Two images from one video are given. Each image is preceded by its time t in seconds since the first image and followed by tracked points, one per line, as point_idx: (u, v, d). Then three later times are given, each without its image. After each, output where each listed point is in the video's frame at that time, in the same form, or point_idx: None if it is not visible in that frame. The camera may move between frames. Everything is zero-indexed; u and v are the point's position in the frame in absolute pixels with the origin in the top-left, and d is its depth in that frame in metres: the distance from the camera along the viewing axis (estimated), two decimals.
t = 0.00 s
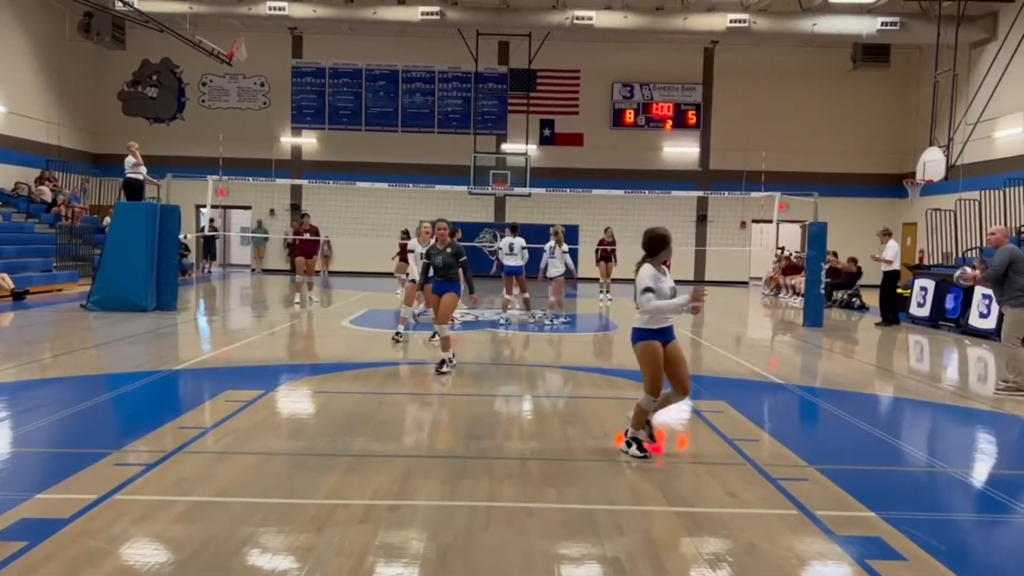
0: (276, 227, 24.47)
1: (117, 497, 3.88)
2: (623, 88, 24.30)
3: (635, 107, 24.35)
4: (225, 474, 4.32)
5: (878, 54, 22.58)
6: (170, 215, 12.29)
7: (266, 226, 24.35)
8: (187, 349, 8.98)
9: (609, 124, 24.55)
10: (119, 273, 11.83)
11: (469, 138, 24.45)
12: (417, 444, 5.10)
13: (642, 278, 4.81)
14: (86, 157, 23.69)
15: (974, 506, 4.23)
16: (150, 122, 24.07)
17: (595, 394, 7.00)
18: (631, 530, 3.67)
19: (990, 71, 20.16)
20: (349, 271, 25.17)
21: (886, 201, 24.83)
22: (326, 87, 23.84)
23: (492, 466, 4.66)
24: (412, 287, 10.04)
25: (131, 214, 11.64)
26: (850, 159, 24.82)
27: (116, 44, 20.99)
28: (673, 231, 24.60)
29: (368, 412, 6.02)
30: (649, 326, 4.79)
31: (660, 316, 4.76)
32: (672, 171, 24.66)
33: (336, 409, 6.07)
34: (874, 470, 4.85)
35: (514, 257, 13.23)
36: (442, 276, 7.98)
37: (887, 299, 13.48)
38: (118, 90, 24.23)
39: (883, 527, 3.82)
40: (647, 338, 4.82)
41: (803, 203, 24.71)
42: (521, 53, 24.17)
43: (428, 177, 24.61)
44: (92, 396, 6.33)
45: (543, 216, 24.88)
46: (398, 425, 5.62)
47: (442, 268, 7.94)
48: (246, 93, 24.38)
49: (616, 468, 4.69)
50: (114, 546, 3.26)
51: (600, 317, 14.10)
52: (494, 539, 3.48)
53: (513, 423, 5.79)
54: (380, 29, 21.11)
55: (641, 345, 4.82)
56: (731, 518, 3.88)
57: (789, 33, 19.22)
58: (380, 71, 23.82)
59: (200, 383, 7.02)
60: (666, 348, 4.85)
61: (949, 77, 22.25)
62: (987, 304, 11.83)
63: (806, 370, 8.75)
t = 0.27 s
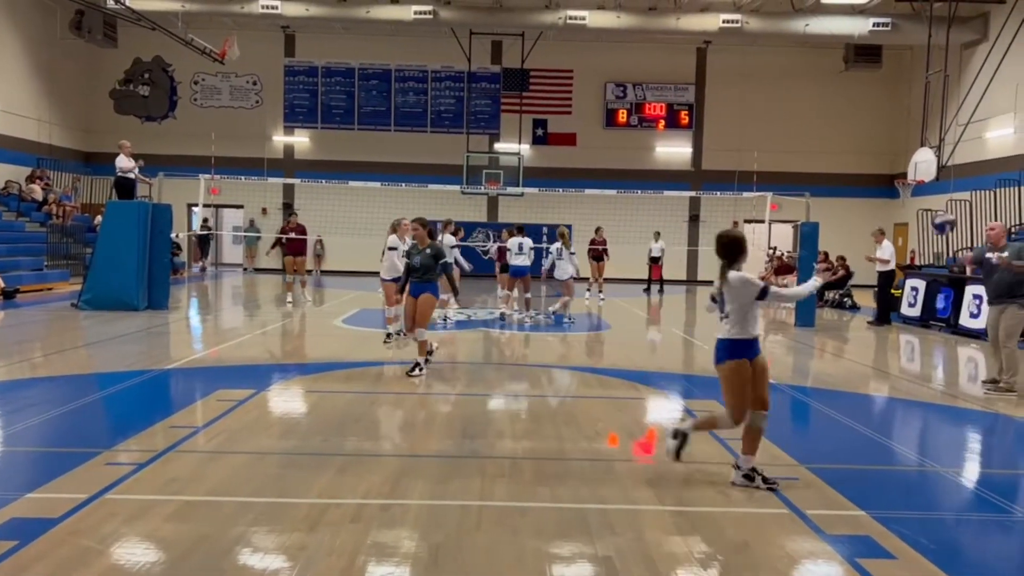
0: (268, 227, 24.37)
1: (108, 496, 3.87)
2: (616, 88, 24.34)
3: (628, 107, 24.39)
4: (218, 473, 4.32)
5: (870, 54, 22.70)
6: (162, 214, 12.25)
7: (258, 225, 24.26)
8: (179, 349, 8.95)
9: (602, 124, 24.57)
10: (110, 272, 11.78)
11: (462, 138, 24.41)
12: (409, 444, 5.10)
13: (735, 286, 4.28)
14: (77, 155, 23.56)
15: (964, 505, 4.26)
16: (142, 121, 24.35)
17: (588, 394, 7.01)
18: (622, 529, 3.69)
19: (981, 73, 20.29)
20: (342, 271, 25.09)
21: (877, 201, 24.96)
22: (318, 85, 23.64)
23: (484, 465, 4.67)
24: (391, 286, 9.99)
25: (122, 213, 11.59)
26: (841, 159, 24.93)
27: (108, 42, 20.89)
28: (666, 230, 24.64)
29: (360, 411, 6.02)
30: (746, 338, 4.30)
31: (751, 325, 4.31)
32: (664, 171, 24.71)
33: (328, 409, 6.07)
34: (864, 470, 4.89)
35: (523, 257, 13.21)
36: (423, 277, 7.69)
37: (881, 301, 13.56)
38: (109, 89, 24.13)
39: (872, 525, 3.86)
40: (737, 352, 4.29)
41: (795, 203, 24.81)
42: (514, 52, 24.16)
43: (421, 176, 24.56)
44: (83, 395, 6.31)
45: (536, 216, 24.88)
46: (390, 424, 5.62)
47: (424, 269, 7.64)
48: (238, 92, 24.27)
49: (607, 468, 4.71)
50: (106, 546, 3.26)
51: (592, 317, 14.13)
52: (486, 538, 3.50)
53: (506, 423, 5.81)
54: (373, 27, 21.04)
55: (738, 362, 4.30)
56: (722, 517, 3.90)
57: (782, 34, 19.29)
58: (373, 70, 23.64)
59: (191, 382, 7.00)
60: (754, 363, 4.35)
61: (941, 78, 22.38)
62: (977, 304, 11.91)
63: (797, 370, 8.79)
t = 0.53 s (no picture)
0: (265, 224, 24.33)
1: (106, 493, 3.87)
2: (614, 87, 24.34)
3: (625, 105, 24.39)
4: (215, 470, 4.32)
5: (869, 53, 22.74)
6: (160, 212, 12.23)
7: (255, 223, 24.23)
8: (176, 346, 8.94)
9: (600, 122, 24.57)
10: (108, 270, 11.76)
11: (460, 136, 24.41)
12: (407, 441, 5.10)
13: (847, 281, 3.91)
14: (74, 152, 23.50)
15: (960, 503, 4.27)
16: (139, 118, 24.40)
17: (586, 392, 7.02)
18: (620, 526, 3.70)
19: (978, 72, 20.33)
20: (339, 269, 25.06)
21: (875, 200, 24.99)
22: (316, 83, 23.86)
23: (483, 462, 4.67)
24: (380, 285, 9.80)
25: (120, 211, 11.58)
26: (839, 158, 24.96)
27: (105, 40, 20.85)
28: (663, 229, 24.65)
29: (358, 409, 6.02)
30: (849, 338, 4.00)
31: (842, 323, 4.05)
32: (662, 169, 24.71)
33: (326, 406, 6.07)
34: (862, 468, 4.89)
35: (529, 253, 13.16)
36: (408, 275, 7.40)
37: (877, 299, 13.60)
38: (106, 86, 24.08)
39: (870, 523, 3.86)
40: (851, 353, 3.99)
41: (793, 202, 24.84)
42: (512, 51, 24.14)
43: (419, 175, 24.53)
44: (80, 393, 6.29)
45: (533, 214, 24.88)
46: (388, 422, 5.62)
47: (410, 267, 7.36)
48: (236, 89, 24.22)
49: (605, 465, 4.71)
50: (104, 543, 3.25)
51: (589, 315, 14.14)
52: (484, 536, 3.50)
53: (504, 421, 5.81)
54: (370, 25, 21.01)
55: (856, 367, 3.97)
56: (720, 515, 3.91)
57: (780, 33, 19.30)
58: (370, 68, 23.80)
59: (189, 380, 6.99)
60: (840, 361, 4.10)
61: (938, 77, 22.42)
62: (974, 303, 11.95)
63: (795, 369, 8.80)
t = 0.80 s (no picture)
0: (264, 222, 24.32)
1: (105, 491, 3.87)
2: (613, 84, 24.33)
3: (625, 103, 24.37)
4: (214, 468, 4.32)
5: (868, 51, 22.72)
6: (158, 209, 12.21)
7: (254, 221, 24.19)
8: (175, 344, 8.96)
9: (599, 120, 24.56)
10: (107, 267, 11.75)
11: (459, 134, 24.41)
12: (405, 439, 5.10)
13: (939, 267, 3.66)
14: (73, 150, 23.47)
15: (958, 500, 4.28)
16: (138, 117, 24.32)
17: (585, 390, 7.03)
18: (618, 524, 3.70)
19: (977, 70, 20.33)
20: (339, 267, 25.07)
21: (874, 198, 24.99)
22: (315, 81, 23.89)
23: (481, 460, 4.67)
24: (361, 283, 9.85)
25: (119, 208, 11.57)
26: (838, 156, 24.96)
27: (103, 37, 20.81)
28: (663, 226, 24.67)
29: (357, 406, 6.02)
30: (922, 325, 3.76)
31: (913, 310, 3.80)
32: (661, 167, 24.71)
33: (325, 404, 6.07)
34: (861, 466, 4.89)
35: (528, 251, 13.18)
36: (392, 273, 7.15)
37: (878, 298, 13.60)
38: (105, 84, 24.05)
39: (869, 521, 3.87)
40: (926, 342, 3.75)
41: (792, 200, 24.86)
42: (511, 48, 24.08)
43: (417, 172, 24.56)
44: (79, 390, 6.29)
45: (533, 212, 24.89)
46: (387, 420, 5.62)
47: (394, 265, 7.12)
48: (235, 87, 24.21)
49: (604, 463, 4.71)
50: (103, 540, 3.25)
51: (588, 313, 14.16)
52: (483, 533, 3.50)
53: (502, 418, 5.81)
54: (369, 23, 20.98)
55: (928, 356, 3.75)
56: (719, 512, 3.91)
57: (779, 31, 19.29)
58: (370, 66, 23.84)
59: (188, 378, 6.99)
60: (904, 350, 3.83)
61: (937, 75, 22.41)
62: (973, 300, 11.98)
63: (793, 366, 8.81)
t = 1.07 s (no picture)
0: (267, 220, 24.33)
1: (110, 488, 3.88)
2: (616, 82, 24.29)
3: (627, 101, 24.35)
4: (218, 466, 4.32)
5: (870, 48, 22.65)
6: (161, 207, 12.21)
7: (257, 219, 24.20)
8: (179, 342, 8.97)
9: (601, 117, 24.53)
10: (111, 265, 11.77)
11: (462, 132, 24.39)
12: (409, 436, 5.11)
13: None
14: (76, 148, 23.50)
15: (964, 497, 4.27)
16: (141, 114, 24.39)
17: (588, 387, 7.03)
18: (622, 521, 3.70)
19: (981, 67, 20.27)
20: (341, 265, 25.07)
21: (877, 195, 24.94)
22: (317, 79, 23.84)
23: (485, 457, 4.68)
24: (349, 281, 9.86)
25: (122, 206, 11.56)
26: (841, 153, 24.90)
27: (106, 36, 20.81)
28: (666, 224, 24.64)
29: (360, 404, 6.03)
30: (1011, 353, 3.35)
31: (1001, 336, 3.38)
32: (664, 165, 24.66)
33: (329, 402, 6.07)
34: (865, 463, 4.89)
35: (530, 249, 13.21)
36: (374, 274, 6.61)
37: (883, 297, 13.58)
38: (108, 82, 24.07)
39: (873, 518, 3.86)
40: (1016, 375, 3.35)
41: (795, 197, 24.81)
42: (514, 46, 24.02)
43: (420, 170, 24.56)
44: (83, 388, 6.31)
45: (536, 210, 24.86)
46: (390, 417, 5.62)
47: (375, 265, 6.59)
48: (237, 85, 24.21)
49: (608, 460, 4.71)
50: (107, 538, 3.26)
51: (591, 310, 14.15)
52: (487, 530, 3.50)
53: (505, 416, 5.81)
54: (371, 20, 20.97)
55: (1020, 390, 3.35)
56: (722, 510, 3.90)
57: (782, 28, 19.22)
58: (372, 64, 23.80)
59: (192, 375, 7.00)
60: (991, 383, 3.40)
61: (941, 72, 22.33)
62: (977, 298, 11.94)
63: (797, 364, 8.79)
